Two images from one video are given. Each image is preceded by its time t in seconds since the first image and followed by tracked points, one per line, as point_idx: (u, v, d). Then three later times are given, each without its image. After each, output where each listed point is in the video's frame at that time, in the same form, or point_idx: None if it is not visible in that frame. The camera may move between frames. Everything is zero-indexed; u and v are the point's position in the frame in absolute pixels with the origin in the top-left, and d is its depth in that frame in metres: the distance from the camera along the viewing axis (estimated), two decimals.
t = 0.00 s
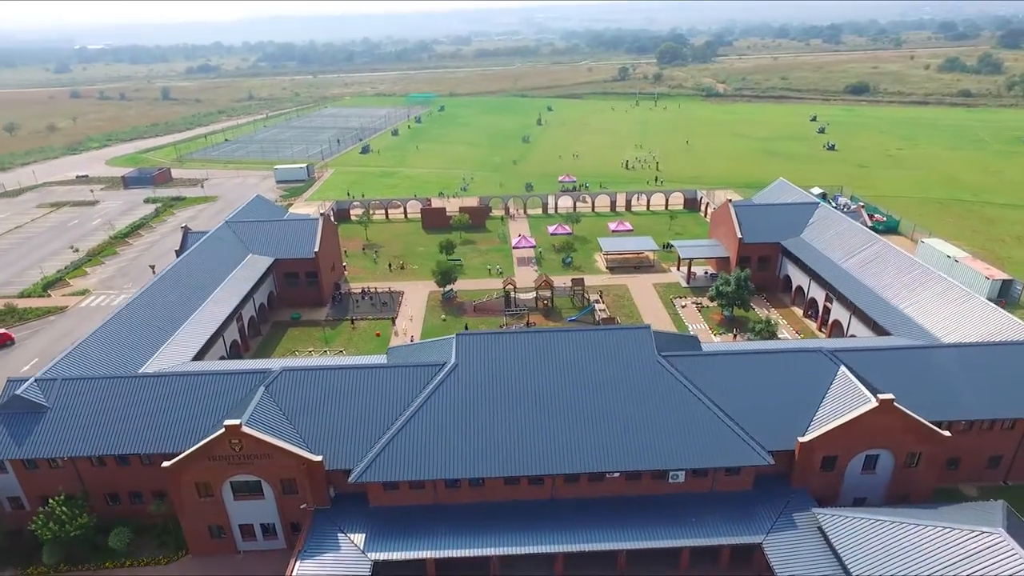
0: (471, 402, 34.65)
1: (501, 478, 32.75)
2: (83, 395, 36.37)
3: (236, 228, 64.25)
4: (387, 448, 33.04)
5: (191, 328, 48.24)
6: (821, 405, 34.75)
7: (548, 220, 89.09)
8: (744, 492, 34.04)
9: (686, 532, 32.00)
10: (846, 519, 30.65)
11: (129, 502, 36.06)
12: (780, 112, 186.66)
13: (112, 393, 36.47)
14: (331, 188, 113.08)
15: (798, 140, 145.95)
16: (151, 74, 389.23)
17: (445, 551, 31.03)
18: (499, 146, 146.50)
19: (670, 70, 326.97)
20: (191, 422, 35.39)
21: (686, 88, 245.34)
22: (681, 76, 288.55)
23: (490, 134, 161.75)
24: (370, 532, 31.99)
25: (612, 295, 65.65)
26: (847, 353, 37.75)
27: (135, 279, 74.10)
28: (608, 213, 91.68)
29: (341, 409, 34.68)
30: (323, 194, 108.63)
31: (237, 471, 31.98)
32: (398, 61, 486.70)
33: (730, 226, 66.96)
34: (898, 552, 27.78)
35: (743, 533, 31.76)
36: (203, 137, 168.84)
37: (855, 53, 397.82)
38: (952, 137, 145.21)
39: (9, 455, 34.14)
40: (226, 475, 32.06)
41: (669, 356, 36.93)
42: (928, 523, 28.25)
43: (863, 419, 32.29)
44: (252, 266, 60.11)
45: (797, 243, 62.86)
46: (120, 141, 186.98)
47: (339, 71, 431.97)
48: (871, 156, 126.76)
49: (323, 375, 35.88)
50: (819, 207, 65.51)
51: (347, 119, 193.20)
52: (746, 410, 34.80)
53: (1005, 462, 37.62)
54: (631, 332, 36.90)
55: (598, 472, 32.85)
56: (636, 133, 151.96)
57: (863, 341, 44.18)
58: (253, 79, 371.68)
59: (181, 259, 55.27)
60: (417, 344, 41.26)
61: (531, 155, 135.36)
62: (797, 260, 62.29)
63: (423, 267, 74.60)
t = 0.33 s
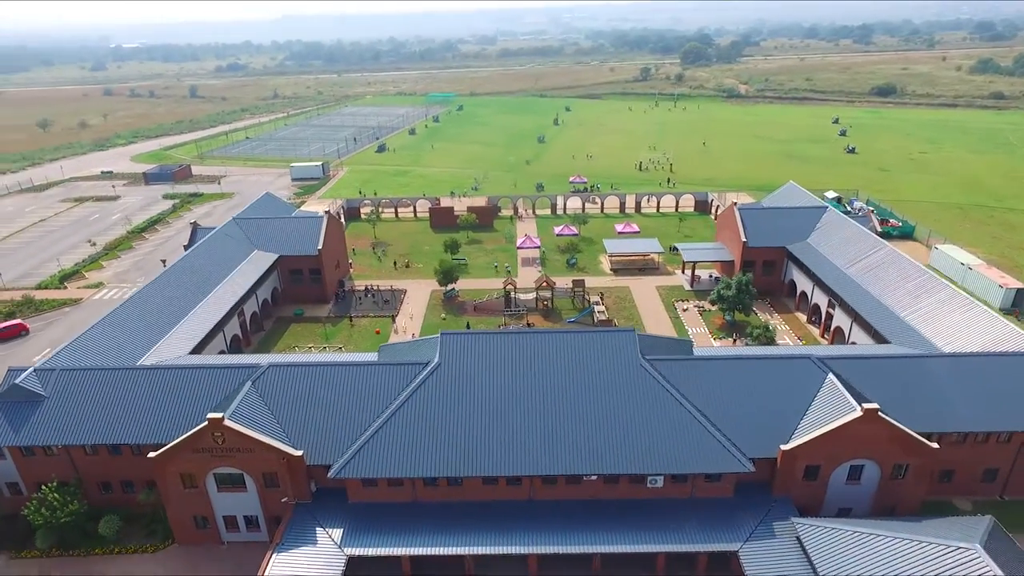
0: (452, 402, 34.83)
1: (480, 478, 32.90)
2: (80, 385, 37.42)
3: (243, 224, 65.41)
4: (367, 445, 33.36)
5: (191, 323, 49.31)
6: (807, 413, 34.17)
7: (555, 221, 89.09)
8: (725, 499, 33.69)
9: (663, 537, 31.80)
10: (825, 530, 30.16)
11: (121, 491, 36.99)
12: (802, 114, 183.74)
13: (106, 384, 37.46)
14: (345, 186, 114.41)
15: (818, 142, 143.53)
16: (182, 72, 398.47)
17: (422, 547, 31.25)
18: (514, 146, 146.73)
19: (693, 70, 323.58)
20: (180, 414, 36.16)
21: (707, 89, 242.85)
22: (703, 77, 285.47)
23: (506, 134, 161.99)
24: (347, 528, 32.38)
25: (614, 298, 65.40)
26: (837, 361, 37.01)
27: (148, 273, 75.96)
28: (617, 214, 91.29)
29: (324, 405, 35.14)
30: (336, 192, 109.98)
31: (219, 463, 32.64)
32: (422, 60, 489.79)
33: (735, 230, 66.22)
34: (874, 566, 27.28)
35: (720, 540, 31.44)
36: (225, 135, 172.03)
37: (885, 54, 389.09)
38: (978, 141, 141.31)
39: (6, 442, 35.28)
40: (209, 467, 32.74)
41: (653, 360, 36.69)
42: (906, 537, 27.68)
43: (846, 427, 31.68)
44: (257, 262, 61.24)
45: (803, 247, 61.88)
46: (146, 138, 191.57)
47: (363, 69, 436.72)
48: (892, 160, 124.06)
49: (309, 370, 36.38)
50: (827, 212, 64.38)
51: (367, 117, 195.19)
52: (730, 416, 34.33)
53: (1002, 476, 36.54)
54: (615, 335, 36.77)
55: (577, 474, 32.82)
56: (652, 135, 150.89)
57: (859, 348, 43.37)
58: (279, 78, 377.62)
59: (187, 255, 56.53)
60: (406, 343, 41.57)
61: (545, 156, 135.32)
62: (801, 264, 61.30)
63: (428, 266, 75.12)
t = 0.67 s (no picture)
0: (433, 400, 35.08)
1: (457, 475, 33.13)
2: (78, 373, 38.59)
3: (252, 220, 66.68)
4: (348, 439, 33.83)
5: (193, 315, 50.45)
6: (793, 420, 33.62)
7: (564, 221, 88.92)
8: (706, 505, 33.33)
9: (640, 540, 31.64)
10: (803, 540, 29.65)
11: (116, 477, 38.07)
12: (827, 116, 180.36)
13: (103, 372, 38.56)
14: (360, 183, 115.65)
15: (840, 145, 140.57)
16: (214, 70, 406.99)
17: (397, 542, 31.66)
18: (530, 146, 146.83)
19: (719, 71, 319.66)
20: (172, 404, 37.07)
21: (731, 90, 239.83)
22: (728, 78, 281.80)
23: (523, 134, 162.21)
24: (327, 520, 32.84)
25: (617, 299, 65.05)
26: (827, 368, 36.34)
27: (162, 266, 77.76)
28: (627, 215, 90.77)
29: (310, 399, 35.72)
30: (350, 189, 111.22)
31: (205, 453, 33.41)
32: (448, 59, 492.62)
33: (741, 232, 65.35)
34: None
35: (696, 545, 31.17)
36: (249, 132, 175.26)
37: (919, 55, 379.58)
38: (1009, 145, 137.05)
39: (6, 426, 36.50)
40: (195, 456, 33.55)
41: (637, 362, 36.48)
42: (883, 549, 27.13)
43: (830, 436, 31.11)
44: (264, 258, 62.42)
45: (810, 252, 60.83)
46: (174, 134, 196.19)
47: (389, 68, 440.93)
48: (916, 163, 121.06)
49: (298, 364, 37.01)
50: (837, 217, 63.18)
51: (388, 116, 197.06)
52: (713, 422, 34.01)
53: (998, 490, 35.55)
54: (599, 336, 36.65)
55: (554, 475, 32.82)
56: (671, 136, 149.48)
57: (856, 355, 42.53)
58: (306, 76, 383.46)
59: (195, 248, 57.77)
60: (396, 340, 41.97)
61: (560, 156, 135.16)
62: (807, 269, 60.26)
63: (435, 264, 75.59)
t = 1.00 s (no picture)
0: (413, 397, 35.47)
1: (433, 473, 33.38)
2: (76, 362, 39.89)
3: (260, 216, 67.98)
4: (327, 433, 34.36)
5: (195, 307, 51.66)
6: (773, 428, 33.08)
7: (573, 222, 88.69)
8: (682, 511, 32.98)
9: (610, 545, 31.45)
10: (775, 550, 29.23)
11: (109, 465, 39.25)
12: (854, 118, 176.32)
13: (99, 362, 39.74)
14: (375, 181, 116.97)
15: (865, 148, 137.38)
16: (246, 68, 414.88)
17: (370, 536, 32.04)
18: (548, 146, 146.72)
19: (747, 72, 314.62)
20: (162, 394, 38.07)
21: (758, 91, 235.95)
22: (756, 78, 277.23)
23: (542, 133, 162.22)
24: (304, 512, 33.42)
25: (617, 301, 64.71)
26: (812, 376, 35.70)
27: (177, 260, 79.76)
28: (637, 217, 90.16)
29: (293, 392, 36.45)
30: (365, 187, 112.58)
31: (189, 443, 34.26)
32: (474, 58, 494.07)
33: (746, 236, 64.42)
34: None
35: (667, 552, 30.91)
36: (273, 129, 178.52)
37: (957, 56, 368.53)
38: None
39: (5, 411, 37.91)
40: (180, 446, 34.43)
41: (619, 365, 36.35)
42: (852, 563, 26.61)
43: (807, 445, 30.62)
44: (269, 253, 63.64)
45: (815, 257, 59.75)
46: (202, 130, 200.69)
47: (416, 67, 443.38)
48: (942, 168, 117.65)
49: (284, 359, 37.74)
50: (845, 222, 61.87)
51: (409, 114, 198.77)
52: (691, 427, 33.66)
53: (991, 506, 34.38)
54: (581, 338, 36.65)
55: (528, 477, 32.85)
56: (690, 137, 147.83)
57: (850, 364, 41.69)
58: (334, 75, 388.32)
59: (202, 243, 59.20)
60: (384, 338, 42.47)
61: (577, 156, 134.76)
62: (812, 275, 59.09)
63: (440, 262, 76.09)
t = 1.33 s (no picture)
0: (392, 396, 35.74)
1: (409, 471, 33.56)
2: (71, 354, 40.90)
3: (264, 213, 68.88)
4: (307, 430, 34.79)
5: (194, 303, 52.59)
6: (752, 435, 32.67)
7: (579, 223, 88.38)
8: (657, 516, 32.75)
9: (582, 548, 31.34)
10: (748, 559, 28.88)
11: (100, 455, 40.14)
12: (875, 121, 172.91)
13: (93, 355, 40.70)
14: (386, 180, 117.86)
15: (884, 151, 134.57)
16: (271, 67, 421.08)
17: (344, 533, 32.40)
18: (560, 146, 146.40)
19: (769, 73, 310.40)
20: (152, 387, 38.87)
21: (778, 92, 232.52)
22: (777, 79, 273.31)
23: (555, 134, 161.97)
24: (282, 508, 33.83)
25: (617, 303, 64.36)
26: (797, 385, 35.16)
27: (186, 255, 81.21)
28: (643, 219, 89.59)
29: (277, 389, 36.97)
30: (375, 186, 113.43)
31: (174, 436, 34.93)
32: (495, 58, 494.98)
33: (747, 239, 63.65)
34: None
35: (640, 557, 30.69)
36: (291, 128, 180.85)
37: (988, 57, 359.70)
38: None
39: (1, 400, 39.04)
40: (165, 439, 35.11)
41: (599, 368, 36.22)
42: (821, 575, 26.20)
43: (783, 454, 30.21)
44: (271, 250, 64.44)
45: (817, 262, 58.84)
46: (223, 128, 204.01)
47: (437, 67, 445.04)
48: (963, 173, 114.80)
49: (269, 355, 38.28)
50: (850, 227, 60.78)
51: (425, 114, 199.78)
52: (669, 432, 33.42)
53: (980, 521, 33.55)
54: (562, 340, 36.57)
55: (503, 478, 32.86)
56: (705, 138, 146.27)
57: (841, 371, 40.99)
58: (355, 74, 392.27)
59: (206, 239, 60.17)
60: (372, 336, 42.78)
61: (588, 156, 134.26)
62: (813, 280, 58.20)
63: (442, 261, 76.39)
